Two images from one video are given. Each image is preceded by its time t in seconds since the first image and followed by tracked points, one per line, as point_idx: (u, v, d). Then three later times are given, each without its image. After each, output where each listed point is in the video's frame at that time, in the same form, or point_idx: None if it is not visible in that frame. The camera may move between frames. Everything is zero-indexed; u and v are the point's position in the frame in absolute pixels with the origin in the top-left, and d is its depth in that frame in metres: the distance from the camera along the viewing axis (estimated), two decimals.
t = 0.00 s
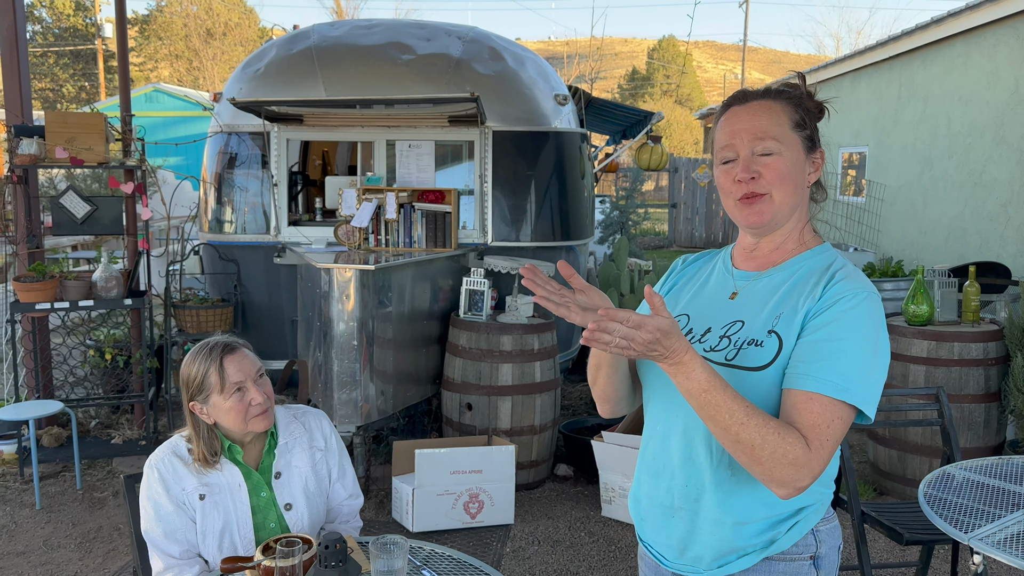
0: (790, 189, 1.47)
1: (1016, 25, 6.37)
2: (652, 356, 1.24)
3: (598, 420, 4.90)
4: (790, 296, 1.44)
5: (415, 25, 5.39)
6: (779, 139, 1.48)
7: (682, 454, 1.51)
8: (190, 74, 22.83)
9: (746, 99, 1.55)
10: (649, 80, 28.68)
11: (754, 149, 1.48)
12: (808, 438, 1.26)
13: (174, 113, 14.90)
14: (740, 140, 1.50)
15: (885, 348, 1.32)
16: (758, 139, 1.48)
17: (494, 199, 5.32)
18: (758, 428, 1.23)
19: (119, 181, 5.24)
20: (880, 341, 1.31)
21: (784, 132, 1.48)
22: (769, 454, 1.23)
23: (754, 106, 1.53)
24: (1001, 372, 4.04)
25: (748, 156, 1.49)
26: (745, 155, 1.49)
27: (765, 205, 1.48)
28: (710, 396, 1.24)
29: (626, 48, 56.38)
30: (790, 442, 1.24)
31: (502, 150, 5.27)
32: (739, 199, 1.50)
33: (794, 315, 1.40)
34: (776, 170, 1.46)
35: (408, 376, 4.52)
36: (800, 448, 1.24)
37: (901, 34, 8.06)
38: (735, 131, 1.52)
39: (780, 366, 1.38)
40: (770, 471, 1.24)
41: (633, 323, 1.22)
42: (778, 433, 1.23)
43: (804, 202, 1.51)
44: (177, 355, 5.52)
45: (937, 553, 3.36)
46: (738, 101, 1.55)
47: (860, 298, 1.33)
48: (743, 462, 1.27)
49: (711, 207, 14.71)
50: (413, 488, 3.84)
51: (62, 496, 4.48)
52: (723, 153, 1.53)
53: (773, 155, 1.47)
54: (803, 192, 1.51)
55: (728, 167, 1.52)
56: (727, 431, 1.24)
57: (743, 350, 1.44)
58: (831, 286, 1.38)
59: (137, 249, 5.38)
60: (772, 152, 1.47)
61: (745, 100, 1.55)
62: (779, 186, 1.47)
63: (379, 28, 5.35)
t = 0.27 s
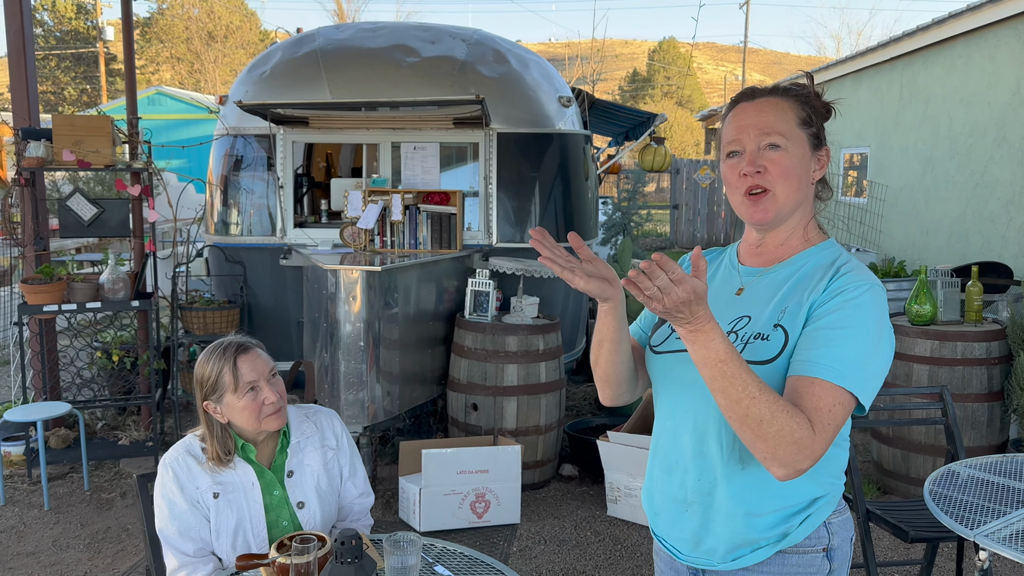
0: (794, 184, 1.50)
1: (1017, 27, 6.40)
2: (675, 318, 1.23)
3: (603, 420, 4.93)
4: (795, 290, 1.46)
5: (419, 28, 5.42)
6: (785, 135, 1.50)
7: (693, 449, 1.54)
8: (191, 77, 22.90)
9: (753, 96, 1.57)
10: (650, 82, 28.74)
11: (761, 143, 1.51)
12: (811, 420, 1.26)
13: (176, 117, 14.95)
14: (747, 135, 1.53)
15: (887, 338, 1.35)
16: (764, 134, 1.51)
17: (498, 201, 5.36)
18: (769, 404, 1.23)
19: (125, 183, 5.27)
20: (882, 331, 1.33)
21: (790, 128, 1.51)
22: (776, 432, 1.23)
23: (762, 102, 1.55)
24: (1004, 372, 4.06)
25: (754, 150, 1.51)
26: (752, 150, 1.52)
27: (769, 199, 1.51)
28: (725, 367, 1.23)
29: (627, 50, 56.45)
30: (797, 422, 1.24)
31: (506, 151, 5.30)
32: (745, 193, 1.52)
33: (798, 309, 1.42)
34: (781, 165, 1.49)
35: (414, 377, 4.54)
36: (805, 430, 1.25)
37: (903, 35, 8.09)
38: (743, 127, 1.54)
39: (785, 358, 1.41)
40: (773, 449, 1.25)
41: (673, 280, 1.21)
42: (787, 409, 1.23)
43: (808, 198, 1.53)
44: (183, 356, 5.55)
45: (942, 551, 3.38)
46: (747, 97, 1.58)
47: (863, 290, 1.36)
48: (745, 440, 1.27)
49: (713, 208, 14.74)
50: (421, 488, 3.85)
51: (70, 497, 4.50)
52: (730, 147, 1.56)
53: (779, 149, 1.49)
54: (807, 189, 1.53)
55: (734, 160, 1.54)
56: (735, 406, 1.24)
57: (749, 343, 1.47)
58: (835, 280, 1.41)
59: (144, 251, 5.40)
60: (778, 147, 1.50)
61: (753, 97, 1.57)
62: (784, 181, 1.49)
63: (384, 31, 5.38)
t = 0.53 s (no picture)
0: (791, 192, 1.53)
1: (1015, 28, 6.42)
2: (657, 361, 1.31)
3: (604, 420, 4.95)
4: (795, 292, 1.49)
5: (421, 30, 5.44)
6: (781, 143, 1.53)
7: (692, 448, 1.57)
8: (192, 80, 22.96)
9: (750, 103, 1.60)
10: (650, 83, 28.75)
11: (757, 151, 1.54)
12: (814, 429, 1.31)
13: (178, 119, 14.99)
14: (744, 143, 1.55)
15: (887, 341, 1.38)
16: (761, 143, 1.54)
17: (499, 203, 5.37)
18: (766, 424, 1.29)
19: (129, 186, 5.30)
20: (883, 334, 1.36)
21: (786, 136, 1.53)
22: (776, 448, 1.29)
23: (758, 110, 1.58)
24: (1003, 371, 4.08)
25: (751, 159, 1.54)
26: (749, 158, 1.54)
27: (768, 207, 1.54)
28: (712, 399, 1.30)
29: (627, 51, 56.49)
30: (796, 434, 1.29)
31: (507, 153, 5.33)
32: (742, 202, 1.56)
33: (798, 311, 1.45)
34: (778, 174, 1.52)
35: (416, 377, 4.57)
36: (808, 441, 1.30)
37: (902, 35, 8.12)
38: (739, 136, 1.57)
39: (787, 360, 1.43)
40: (780, 463, 1.30)
41: (641, 333, 1.29)
42: (783, 425, 1.29)
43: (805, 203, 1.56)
44: (187, 358, 5.58)
45: (941, 549, 3.40)
46: (743, 105, 1.60)
47: (862, 293, 1.39)
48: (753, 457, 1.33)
49: (713, 209, 14.76)
50: (422, 488, 3.87)
51: (75, 498, 4.53)
52: (727, 156, 1.59)
53: (776, 159, 1.52)
54: (804, 194, 1.56)
55: (731, 169, 1.57)
56: (733, 431, 1.31)
57: (750, 345, 1.50)
58: (834, 283, 1.43)
59: (147, 254, 5.43)
60: (775, 156, 1.52)
61: (749, 105, 1.60)
62: (781, 190, 1.52)
63: (386, 34, 5.41)
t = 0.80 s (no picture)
0: (776, 200, 1.55)
1: (1012, 28, 6.44)
2: (642, 387, 1.38)
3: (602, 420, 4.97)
4: (783, 293, 1.51)
5: (419, 33, 5.48)
6: (766, 151, 1.55)
7: (680, 445, 1.60)
8: (193, 83, 23.02)
9: (735, 112, 1.61)
10: (651, 84, 28.77)
11: (742, 161, 1.56)
12: (803, 433, 1.36)
13: (177, 121, 15.02)
14: (729, 152, 1.58)
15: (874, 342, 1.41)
16: (746, 152, 1.56)
17: (497, 204, 5.40)
18: (752, 433, 1.36)
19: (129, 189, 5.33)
20: (870, 335, 1.39)
21: (770, 144, 1.55)
22: (766, 455, 1.36)
23: (743, 119, 1.59)
24: (998, 370, 4.10)
25: (737, 168, 1.57)
26: (735, 167, 1.57)
27: (755, 214, 1.56)
28: (699, 415, 1.38)
29: (627, 53, 56.51)
30: (784, 440, 1.35)
31: (505, 154, 5.36)
32: (729, 208, 1.59)
33: (787, 312, 1.47)
34: (764, 182, 1.54)
35: (415, 378, 4.60)
36: (796, 445, 1.35)
37: (900, 36, 8.14)
38: (725, 145, 1.59)
39: (776, 360, 1.46)
40: (772, 469, 1.36)
41: (617, 366, 1.37)
42: (769, 433, 1.35)
43: (792, 208, 1.59)
44: (187, 359, 5.61)
45: (935, 547, 3.43)
46: (728, 114, 1.62)
47: (849, 295, 1.41)
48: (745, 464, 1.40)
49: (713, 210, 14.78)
50: (420, 487, 3.90)
51: (76, 498, 4.56)
52: (714, 165, 1.61)
53: (761, 167, 1.55)
54: (791, 199, 1.58)
55: (718, 177, 1.60)
56: (723, 441, 1.38)
57: (739, 345, 1.52)
58: (822, 284, 1.46)
59: (147, 256, 5.46)
60: (760, 164, 1.55)
61: (734, 113, 1.61)
62: (767, 197, 1.55)
63: (384, 36, 5.45)
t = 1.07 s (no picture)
0: (758, 199, 1.58)
1: (1008, 28, 6.46)
2: (631, 357, 1.34)
3: (598, 420, 4.99)
4: (765, 292, 1.54)
5: (416, 35, 5.51)
6: (748, 151, 1.58)
7: (664, 441, 1.62)
8: (195, 85, 23.11)
9: (718, 112, 1.64)
10: (651, 85, 28.80)
11: (725, 159, 1.59)
12: (782, 422, 1.35)
13: (179, 124, 15.09)
14: (712, 152, 1.60)
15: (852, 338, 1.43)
16: (729, 151, 1.59)
17: (494, 205, 5.44)
18: (735, 416, 1.33)
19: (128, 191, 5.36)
20: (848, 332, 1.42)
21: (752, 143, 1.58)
22: (746, 440, 1.33)
23: (726, 119, 1.62)
24: (992, 369, 4.12)
25: (720, 167, 1.59)
26: (717, 166, 1.59)
27: (737, 213, 1.59)
28: (684, 391, 1.34)
29: (628, 53, 56.55)
30: (766, 428, 1.34)
31: (501, 156, 5.39)
32: (712, 207, 1.61)
33: (767, 311, 1.50)
34: (746, 181, 1.57)
35: (412, 378, 4.62)
36: (777, 434, 1.34)
37: (897, 37, 8.17)
38: (708, 144, 1.62)
39: (757, 357, 1.49)
40: (749, 455, 1.34)
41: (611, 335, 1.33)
42: (752, 418, 1.33)
43: (773, 208, 1.62)
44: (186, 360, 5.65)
45: (928, 545, 3.45)
46: (711, 114, 1.65)
47: (828, 292, 1.44)
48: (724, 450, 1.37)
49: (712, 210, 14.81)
50: (417, 486, 3.93)
51: (76, 498, 4.59)
52: (698, 163, 1.63)
53: (744, 166, 1.57)
54: (772, 199, 1.61)
55: (701, 176, 1.62)
56: (706, 422, 1.35)
57: (721, 343, 1.55)
58: (802, 282, 1.48)
59: (146, 257, 5.49)
60: (743, 163, 1.58)
61: (717, 113, 1.64)
62: (749, 196, 1.58)
63: (381, 39, 5.48)
